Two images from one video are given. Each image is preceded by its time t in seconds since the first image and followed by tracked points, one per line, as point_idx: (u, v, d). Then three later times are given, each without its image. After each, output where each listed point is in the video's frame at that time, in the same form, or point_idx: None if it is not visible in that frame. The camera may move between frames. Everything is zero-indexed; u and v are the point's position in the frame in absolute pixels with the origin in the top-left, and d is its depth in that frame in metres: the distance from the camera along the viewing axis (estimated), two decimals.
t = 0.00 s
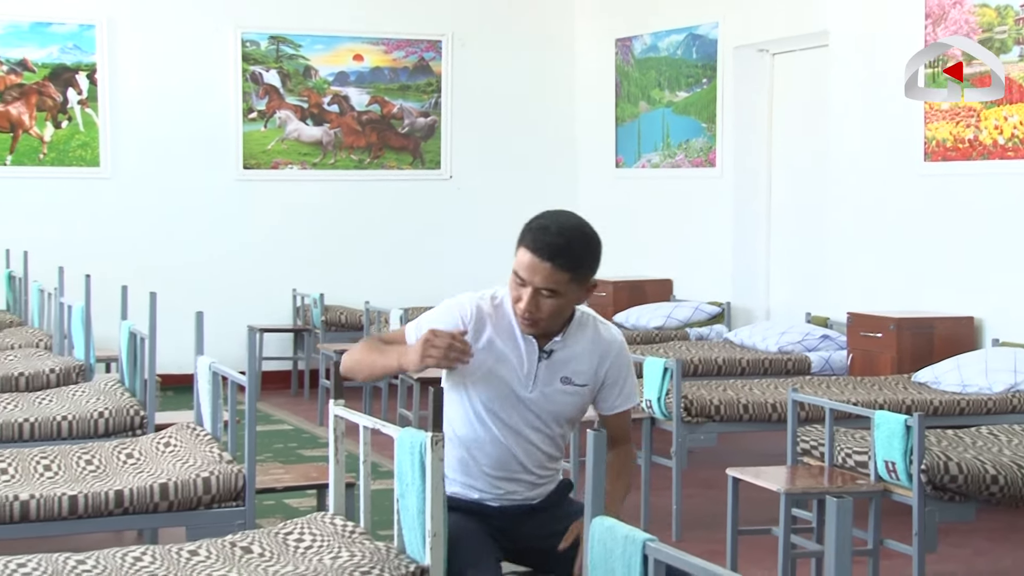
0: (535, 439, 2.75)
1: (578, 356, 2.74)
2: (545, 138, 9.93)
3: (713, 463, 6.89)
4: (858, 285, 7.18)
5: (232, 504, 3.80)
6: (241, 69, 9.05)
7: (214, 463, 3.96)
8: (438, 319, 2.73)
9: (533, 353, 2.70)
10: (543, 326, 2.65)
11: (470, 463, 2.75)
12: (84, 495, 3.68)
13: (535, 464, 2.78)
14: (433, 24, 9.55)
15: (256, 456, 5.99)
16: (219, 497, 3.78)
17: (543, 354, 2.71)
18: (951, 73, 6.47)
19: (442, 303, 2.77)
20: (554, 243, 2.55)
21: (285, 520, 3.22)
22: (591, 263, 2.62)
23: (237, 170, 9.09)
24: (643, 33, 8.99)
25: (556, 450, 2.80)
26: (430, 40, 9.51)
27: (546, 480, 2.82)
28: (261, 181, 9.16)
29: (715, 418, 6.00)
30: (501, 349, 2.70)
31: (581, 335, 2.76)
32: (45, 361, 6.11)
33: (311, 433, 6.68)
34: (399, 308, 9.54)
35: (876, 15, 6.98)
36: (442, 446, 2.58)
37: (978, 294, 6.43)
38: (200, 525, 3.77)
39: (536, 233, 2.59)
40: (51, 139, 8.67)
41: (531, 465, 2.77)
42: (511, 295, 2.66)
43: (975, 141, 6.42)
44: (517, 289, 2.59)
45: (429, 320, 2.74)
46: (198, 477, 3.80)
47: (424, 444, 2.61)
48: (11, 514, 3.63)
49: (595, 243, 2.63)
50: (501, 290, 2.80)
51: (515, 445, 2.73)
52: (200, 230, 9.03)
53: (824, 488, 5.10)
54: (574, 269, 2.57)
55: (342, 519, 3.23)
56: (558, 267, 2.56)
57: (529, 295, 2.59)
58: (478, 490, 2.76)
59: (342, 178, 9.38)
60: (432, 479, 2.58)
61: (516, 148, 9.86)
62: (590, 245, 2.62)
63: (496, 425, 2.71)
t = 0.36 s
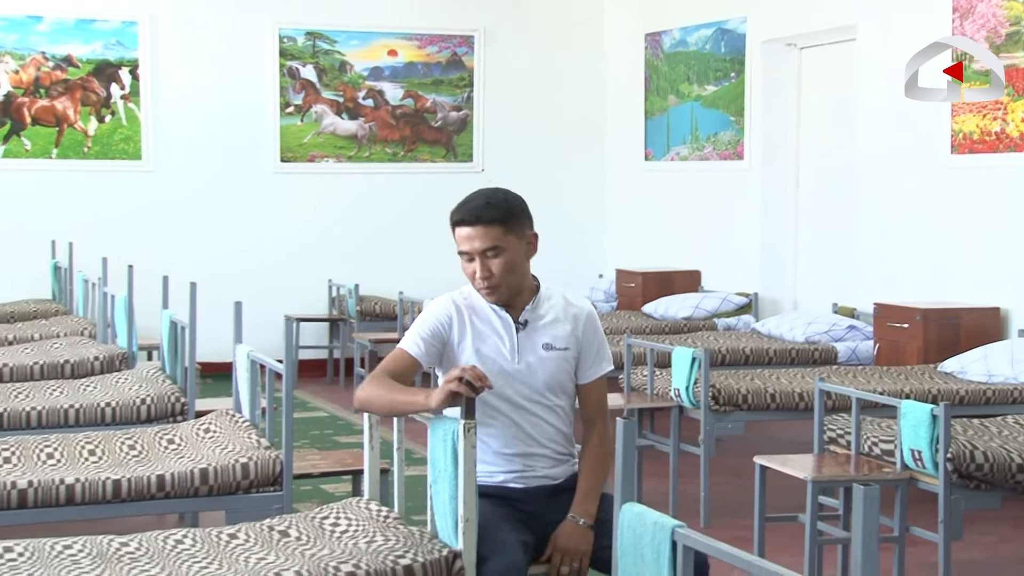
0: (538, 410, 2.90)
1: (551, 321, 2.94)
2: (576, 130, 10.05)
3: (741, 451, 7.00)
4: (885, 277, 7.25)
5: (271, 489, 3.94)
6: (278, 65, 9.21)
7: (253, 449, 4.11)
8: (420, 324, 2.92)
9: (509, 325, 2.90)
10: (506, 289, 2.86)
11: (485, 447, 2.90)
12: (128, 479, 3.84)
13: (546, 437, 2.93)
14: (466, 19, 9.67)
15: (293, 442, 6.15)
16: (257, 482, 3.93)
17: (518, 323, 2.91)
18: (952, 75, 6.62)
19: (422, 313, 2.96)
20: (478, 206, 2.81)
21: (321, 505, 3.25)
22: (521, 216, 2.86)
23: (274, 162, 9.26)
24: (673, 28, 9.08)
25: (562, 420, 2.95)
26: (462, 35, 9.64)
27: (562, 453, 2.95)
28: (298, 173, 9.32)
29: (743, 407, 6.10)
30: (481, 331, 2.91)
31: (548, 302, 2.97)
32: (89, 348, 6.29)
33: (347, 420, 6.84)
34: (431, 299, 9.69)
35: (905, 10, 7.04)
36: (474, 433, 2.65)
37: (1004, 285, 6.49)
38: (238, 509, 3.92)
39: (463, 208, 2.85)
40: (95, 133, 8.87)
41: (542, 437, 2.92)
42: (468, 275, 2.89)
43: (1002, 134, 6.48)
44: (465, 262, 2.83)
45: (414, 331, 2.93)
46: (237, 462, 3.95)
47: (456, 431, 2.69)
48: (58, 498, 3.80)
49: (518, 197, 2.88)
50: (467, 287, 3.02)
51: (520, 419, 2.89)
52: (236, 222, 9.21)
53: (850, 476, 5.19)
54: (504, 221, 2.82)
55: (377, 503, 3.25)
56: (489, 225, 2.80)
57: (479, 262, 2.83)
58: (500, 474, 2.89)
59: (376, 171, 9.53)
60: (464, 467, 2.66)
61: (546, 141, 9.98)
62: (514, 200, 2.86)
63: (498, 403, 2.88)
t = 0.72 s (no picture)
0: (565, 397, 2.98)
1: (575, 310, 3.02)
2: (600, 121, 10.17)
3: (763, 438, 7.11)
4: (907, 265, 7.35)
5: (300, 473, 4.10)
6: (309, 57, 9.36)
7: (286, 433, 4.24)
8: (450, 316, 2.99)
9: (535, 314, 2.99)
10: (528, 277, 2.95)
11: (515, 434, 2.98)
12: (164, 462, 4.00)
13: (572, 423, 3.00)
14: (493, 12, 9.79)
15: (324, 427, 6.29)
16: (289, 465, 4.06)
17: (543, 312, 2.99)
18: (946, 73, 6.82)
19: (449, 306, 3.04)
20: (500, 191, 2.92)
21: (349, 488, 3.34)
22: (543, 205, 2.96)
23: (305, 153, 9.42)
24: (697, 21, 9.18)
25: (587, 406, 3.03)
26: (490, 28, 9.76)
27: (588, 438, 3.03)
28: (329, 164, 9.48)
29: (765, 393, 6.21)
30: (508, 322, 2.99)
31: (570, 291, 3.05)
32: (126, 335, 6.45)
33: (376, 405, 6.98)
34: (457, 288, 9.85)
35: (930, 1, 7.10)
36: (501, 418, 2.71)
37: None
38: (272, 491, 4.07)
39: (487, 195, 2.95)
40: (132, 125, 9.04)
41: (568, 424, 2.99)
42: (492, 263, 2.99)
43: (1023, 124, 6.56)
44: (488, 248, 2.93)
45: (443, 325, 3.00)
46: (269, 446, 4.09)
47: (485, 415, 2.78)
48: (98, 479, 3.96)
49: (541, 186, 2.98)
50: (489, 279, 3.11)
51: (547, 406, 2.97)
52: (267, 212, 9.37)
53: (871, 462, 5.29)
54: (527, 207, 2.92)
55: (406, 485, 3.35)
56: (513, 212, 2.90)
57: (502, 249, 2.93)
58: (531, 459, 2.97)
59: (405, 162, 9.68)
60: (492, 451, 2.73)
61: (572, 132, 10.11)
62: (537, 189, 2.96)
63: (526, 391, 2.96)
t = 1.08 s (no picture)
0: (572, 402, 3.11)
1: (591, 321, 3.11)
2: (614, 112, 10.30)
3: (775, 424, 7.24)
4: (917, 254, 7.45)
5: (322, 457, 4.23)
6: (329, 49, 9.50)
7: (307, 419, 4.40)
8: (466, 317, 3.12)
9: (551, 325, 3.09)
10: (559, 294, 3.04)
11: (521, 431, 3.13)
12: (188, 446, 4.14)
13: (578, 425, 3.14)
14: (509, 5, 9.90)
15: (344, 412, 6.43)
16: (309, 450, 4.21)
17: (560, 323, 3.09)
18: (944, 74, 7.02)
19: (467, 300, 3.16)
20: (553, 214, 2.96)
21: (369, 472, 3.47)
22: (588, 228, 3.02)
23: (325, 144, 9.58)
24: (710, 13, 9.27)
25: (594, 410, 3.16)
26: (507, 21, 9.89)
27: (594, 439, 3.16)
28: (348, 154, 9.64)
29: (777, 379, 6.32)
30: (523, 329, 3.10)
31: (590, 301, 3.14)
32: (151, 321, 6.59)
33: (394, 391, 7.13)
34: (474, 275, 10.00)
35: None
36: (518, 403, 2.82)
37: None
38: (293, 475, 4.21)
39: (534, 210, 2.99)
40: (157, 116, 9.20)
41: (574, 426, 3.13)
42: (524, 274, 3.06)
43: None
44: (528, 264, 2.99)
45: (458, 323, 3.13)
46: (291, 431, 4.22)
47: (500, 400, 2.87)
48: (123, 462, 4.09)
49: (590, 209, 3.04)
50: (511, 277, 3.20)
51: (553, 410, 3.11)
52: (287, 202, 9.54)
53: (882, 447, 5.39)
54: (575, 234, 2.98)
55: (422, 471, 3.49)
56: (561, 235, 2.96)
57: (542, 268, 2.99)
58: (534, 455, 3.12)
59: (423, 152, 9.84)
60: (509, 433, 2.84)
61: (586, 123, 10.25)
62: (586, 212, 3.01)
63: (535, 397, 3.08)
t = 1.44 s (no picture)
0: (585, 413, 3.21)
1: (617, 350, 3.13)
2: (627, 106, 10.45)
3: (786, 413, 7.36)
4: (926, 247, 7.56)
5: (341, 445, 4.35)
6: (348, 46, 9.66)
7: (326, 408, 4.51)
8: (496, 322, 3.14)
9: (577, 347, 3.13)
10: (597, 326, 2.97)
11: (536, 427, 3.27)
12: (212, 434, 4.28)
13: (589, 433, 3.25)
14: (524, 2, 10.04)
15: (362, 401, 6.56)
16: (328, 439, 4.33)
17: (586, 346, 3.13)
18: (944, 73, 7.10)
19: (501, 302, 3.18)
20: (605, 258, 2.81)
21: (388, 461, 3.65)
22: (639, 270, 2.88)
23: (345, 138, 9.74)
24: (723, 9, 9.37)
25: (608, 422, 3.26)
26: (522, 17, 10.04)
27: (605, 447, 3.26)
28: (367, 149, 9.81)
29: (787, 370, 6.43)
30: (550, 345, 3.14)
31: (622, 329, 3.13)
32: (174, 312, 6.74)
33: (412, 380, 7.28)
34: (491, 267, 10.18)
35: None
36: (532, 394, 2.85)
37: None
38: (313, 463, 4.34)
39: (587, 245, 2.84)
40: (180, 112, 9.37)
41: (585, 434, 3.25)
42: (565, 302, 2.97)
43: None
44: (571, 300, 2.89)
45: (486, 326, 3.16)
46: (311, 419, 4.36)
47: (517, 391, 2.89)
48: (148, 449, 4.24)
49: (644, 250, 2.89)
50: (551, 285, 3.20)
51: (566, 417, 3.23)
52: (305, 196, 9.70)
53: (891, 437, 5.50)
54: (625, 280, 2.85)
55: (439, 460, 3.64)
56: (610, 281, 2.83)
57: (585, 305, 2.89)
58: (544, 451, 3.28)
59: (439, 147, 10.00)
60: (523, 424, 2.87)
61: (600, 119, 10.40)
62: (640, 255, 2.86)
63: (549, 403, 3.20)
